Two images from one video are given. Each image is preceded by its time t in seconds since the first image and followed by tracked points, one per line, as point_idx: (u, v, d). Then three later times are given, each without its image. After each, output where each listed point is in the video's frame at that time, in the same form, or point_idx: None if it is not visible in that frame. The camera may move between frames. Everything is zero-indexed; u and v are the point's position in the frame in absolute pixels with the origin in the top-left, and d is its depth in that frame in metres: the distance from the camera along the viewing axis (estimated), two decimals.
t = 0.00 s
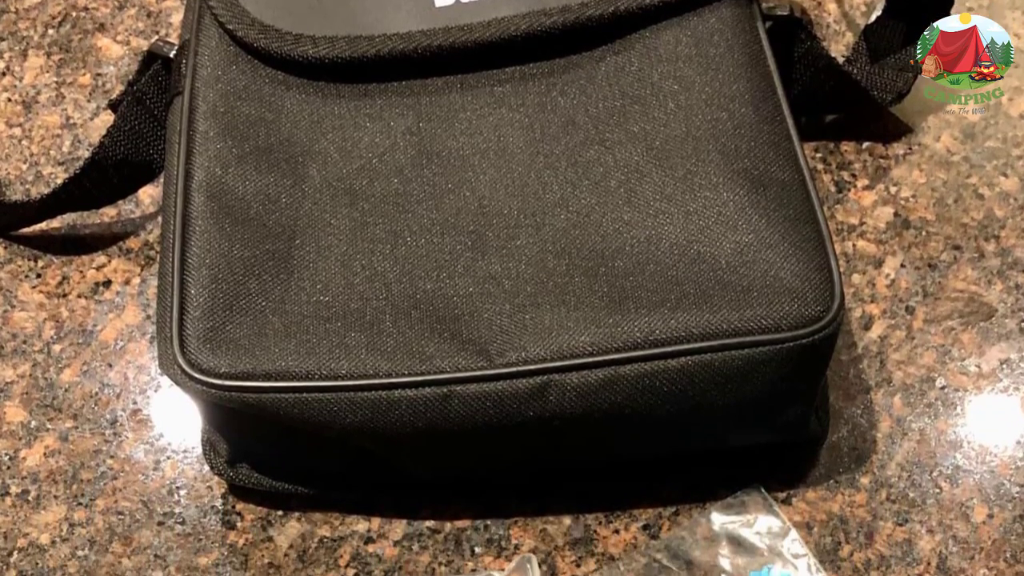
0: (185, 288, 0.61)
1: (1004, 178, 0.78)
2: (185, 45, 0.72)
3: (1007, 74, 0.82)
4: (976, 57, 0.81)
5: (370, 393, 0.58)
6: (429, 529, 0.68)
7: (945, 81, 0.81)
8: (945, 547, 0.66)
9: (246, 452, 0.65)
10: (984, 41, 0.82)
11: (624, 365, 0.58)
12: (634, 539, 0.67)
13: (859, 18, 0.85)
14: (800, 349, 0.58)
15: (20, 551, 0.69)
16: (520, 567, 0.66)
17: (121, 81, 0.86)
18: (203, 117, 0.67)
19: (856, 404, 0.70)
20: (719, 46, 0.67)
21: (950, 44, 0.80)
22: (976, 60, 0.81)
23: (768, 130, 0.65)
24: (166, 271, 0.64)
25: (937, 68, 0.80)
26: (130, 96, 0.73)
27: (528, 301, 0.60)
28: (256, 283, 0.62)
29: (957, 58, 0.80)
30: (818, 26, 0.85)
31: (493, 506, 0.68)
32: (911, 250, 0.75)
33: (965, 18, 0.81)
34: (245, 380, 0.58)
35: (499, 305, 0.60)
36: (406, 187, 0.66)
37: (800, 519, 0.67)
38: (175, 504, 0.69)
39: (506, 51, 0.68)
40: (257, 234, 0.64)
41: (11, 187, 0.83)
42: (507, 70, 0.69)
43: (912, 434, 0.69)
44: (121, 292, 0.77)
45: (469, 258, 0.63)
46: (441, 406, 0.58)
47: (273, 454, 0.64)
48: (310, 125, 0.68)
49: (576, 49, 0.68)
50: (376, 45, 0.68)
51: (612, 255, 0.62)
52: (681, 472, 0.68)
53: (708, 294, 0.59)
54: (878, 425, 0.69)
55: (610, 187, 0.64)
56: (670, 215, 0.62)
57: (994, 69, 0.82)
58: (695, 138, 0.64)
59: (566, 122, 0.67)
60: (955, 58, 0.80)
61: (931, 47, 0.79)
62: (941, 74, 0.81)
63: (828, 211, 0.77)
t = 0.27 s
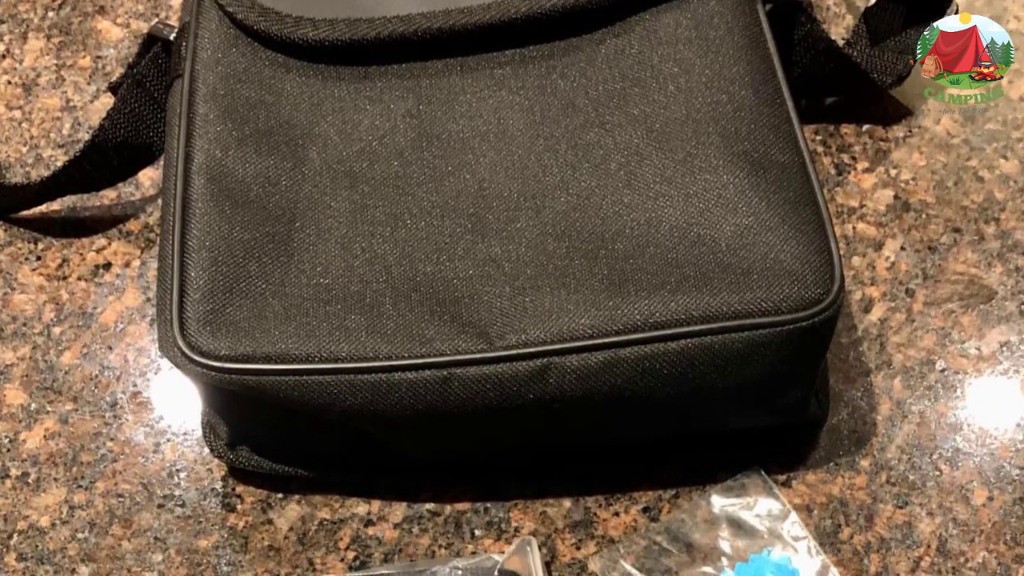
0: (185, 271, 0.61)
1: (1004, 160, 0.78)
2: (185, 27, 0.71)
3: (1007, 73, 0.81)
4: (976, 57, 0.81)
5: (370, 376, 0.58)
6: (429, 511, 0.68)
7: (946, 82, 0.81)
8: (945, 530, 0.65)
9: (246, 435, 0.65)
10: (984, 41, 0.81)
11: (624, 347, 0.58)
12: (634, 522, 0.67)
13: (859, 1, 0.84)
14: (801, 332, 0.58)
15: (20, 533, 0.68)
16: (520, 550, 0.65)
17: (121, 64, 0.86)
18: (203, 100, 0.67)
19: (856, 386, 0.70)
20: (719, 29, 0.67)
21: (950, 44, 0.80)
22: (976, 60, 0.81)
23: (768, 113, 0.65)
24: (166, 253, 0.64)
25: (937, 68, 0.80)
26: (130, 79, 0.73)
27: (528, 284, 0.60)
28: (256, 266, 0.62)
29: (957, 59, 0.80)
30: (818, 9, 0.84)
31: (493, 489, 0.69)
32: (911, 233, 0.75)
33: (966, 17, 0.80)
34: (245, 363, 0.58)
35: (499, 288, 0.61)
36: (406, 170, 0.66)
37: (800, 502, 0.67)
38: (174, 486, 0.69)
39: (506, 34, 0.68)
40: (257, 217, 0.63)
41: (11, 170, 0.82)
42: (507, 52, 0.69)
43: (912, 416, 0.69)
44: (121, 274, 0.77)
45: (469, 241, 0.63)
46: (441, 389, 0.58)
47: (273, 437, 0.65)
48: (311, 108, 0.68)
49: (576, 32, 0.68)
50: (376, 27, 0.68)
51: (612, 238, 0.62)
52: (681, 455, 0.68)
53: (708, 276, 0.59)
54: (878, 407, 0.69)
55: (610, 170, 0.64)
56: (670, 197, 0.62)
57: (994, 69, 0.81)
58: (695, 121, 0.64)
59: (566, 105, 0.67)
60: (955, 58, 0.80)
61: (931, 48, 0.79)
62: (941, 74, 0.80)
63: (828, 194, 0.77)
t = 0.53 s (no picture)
0: (185, 252, 0.61)
1: (1004, 142, 0.78)
2: (185, 9, 0.71)
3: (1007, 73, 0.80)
4: (976, 58, 0.80)
5: (370, 357, 0.58)
6: (429, 493, 0.68)
7: (946, 81, 0.80)
8: (945, 512, 0.66)
9: (246, 416, 0.65)
10: (984, 41, 0.81)
11: (624, 329, 0.58)
12: (634, 503, 0.67)
13: None
14: (800, 314, 0.58)
15: (20, 515, 0.68)
16: (520, 532, 0.64)
17: (121, 45, 0.86)
18: (203, 81, 0.67)
19: (856, 368, 0.70)
20: (719, 10, 0.67)
21: (950, 44, 0.80)
22: (976, 60, 0.80)
23: (768, 94, 0.64)
24: (166, 235, 0.64)
25: (937, 68, 0.80)
26: (130, 60, 0.72)
27: (528, 265, 0.60)
28: (256, 247, 0.62)
29: (957, 59, 0.80)
30: None
31: (493, 470, 0.69)
32: (911, 214, 0.75)
33: (967, 18, 0.81)
34: (245, 344, 0.59)
35: (499, 269, 0.61)
36: (406, 151, 0.66)
37: (800, 484, 0.67)
38: (175, 468, 0.70)
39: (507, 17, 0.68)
40: (257, 198, 0.63)
41: (11, 151, 0.82)
42: (507, 34, 0.69)
43: (912, 398, 0.69)
44: (121, 256, 0.77)
45: (469, 223, 0.62)
46: (441, 370, 0.58)
47: (273, 418, 0.65)
48: (311, 90, 0.68)
49: (576, 14, 0.69)
50: (376, 9, 0.67)
51: (612, 219, 0.61)
52: (681, 436, 0.68)
53: (708, 258, 0.59)
54: (878, 388, 0.69)
55: (610, 151, 0.64)
56: (670, 179, 0.62)
57: (994, 69, 0.80)
58: (695, 102, 0.64)
59: (566, 87, 0.67)
60: (955, 58, 0.80)
61: (931, 47, 0.80)
62: (940, 74, 0.80)
63: (828, 175, 0.77)
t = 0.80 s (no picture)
0: (185, 232, 0.61)
1: (1004, 122, 0.78)
2: None
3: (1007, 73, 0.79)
4: (976, 57, 0.80)
5: (370, 337, 0.58)
6: (429, 474, 0.69)
7: (946, 81, 0.79)
8: (945, 492, 0.66)
9: (246, 397, 0.66)
10: (984, 42, 0.81)
11: (624, 310, 0.58)
12: (634, 484, 0.68)
13: None
14: (800, 294, 0.58)
15: (20, 495, 0.69)
16: (520, 512, 0.65)
17: (121, 26, 0.85)
18: (203, 62, 0.66)
19: (856, 348, 0.70)
20: None
21: (950, 45, 0.80)
22: (976, 60, 0.80)
23: (768, 75, 0.64)
24: (166, 215, 0.63)
25: (937, 68, 0.80)
26: (130, 41, 0.72)
27: (528, 246, 0.60)
28: (256, 228, 0.62)
29: (957, 58, 0.80)
30: None
31: (493, 450, 0.69)
32: (911, 195, 0.75)
33: (968, 18, 0.81)
34: (245, 325, 0.59)
35: (499, 250, 0.61)
36: (406, 132, 0.66)
37: (800, 464, 0.67)
38: (175, 449, 0.70)
39: None
40: (257, 178, 0.63)
41: (11, 132, 0.82)
42: (507, 14, 0.69)
43: (912, 378, 0.69)
44: (121, 237, 0.77)
45: (469, 203, 0.62)
46: (441, 351, 0.59)
47: (274, 399, 0.65)
48: (311, 70, 0.68)
49: None
50: None
51: (612, 199, 0.61)
52: (681, 416, 0.69)
53: (708, 238, 0.59)
54: (878, 369, 0.69)
55: (610, 132, 0.64)
56: (670, 159, 0.62)
57: (994, 69, 0.80)
58: (695, 83, 0.64)
59: (566, 67, 0.67)
60: (955, 58, 0.80)
61: (931, 47, 0.80)
62: (941, 74, 0.80)
63: (828, 155, 0.77)
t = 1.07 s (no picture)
0: (185, 212, 0.61)
1: (1003, 102, 0.78)
2: None
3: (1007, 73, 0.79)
4: (976, 57, 0.79)
5: (370, 317, 0.58)
6: (429, 453, 0.69)
7: (945, 82, 0.79)
8: (945, 472, 0.66)
9: (246, 375, 0.66)
10: (984, 41, 0.79)
11: (624, 289, 0.58)
12: (634, 463, 0.68)
13: None
14: (800, 274, 0.58)
15: (20, 475, 0.68)
16: (520, 492, 0.65)
17: (121, 5, 0.85)
18: (203, 41, 0.66)
19: (856, 327, 0.70)
20: None
21: (950, 44, 0.79)
22: (976, 60, 0.79)
23: (768, 54, 0.64)
24: (166, 195, 0.63)
25: (937, 68, 0.79)
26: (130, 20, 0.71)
27: (528, 225, 0.60)
28: (256, 207, 0.62)
29: (957, 59, 0.79)
30: None
31: (493, 430, 0.69)
32: (911, 173, 0.75)
33: (968, 18, 0.79)
34: (245, 304, 0.59)
35: (499, 229, 0.61)
36: (406, 111, 0.65)
37: (800, 444, 0.67)
38: (175, 428, 0.70)
39: None
40: (257, 157, 0.63)
41: (11, 111, 0.81)
42: None
43: (912, 357, 0.69)
44: (121, 216, 0.78)
45: (469, 182, 0.62)
46: (441, 330, 0.59)
47: (274, 378, 0.65)
48: (311, 50, 0.68)
49: None
50: None
51: (612, 178, 0.61)
52: (681, 396, 0.69)
53: (708, 218, 0.59)
54: (878, 348, 0.70)
55: (610, 111, 0.64)
56: (670, 138, 0.62)
57: (994, 69, 0.79)
58: (695, 62, 0.64)
59: (566, 47, 0.67)
60: (955, 58, 0.79)
61: (931, 47, 0.79)
62: (940, 74, 0.79)
63: (828, 134, 0.77)
